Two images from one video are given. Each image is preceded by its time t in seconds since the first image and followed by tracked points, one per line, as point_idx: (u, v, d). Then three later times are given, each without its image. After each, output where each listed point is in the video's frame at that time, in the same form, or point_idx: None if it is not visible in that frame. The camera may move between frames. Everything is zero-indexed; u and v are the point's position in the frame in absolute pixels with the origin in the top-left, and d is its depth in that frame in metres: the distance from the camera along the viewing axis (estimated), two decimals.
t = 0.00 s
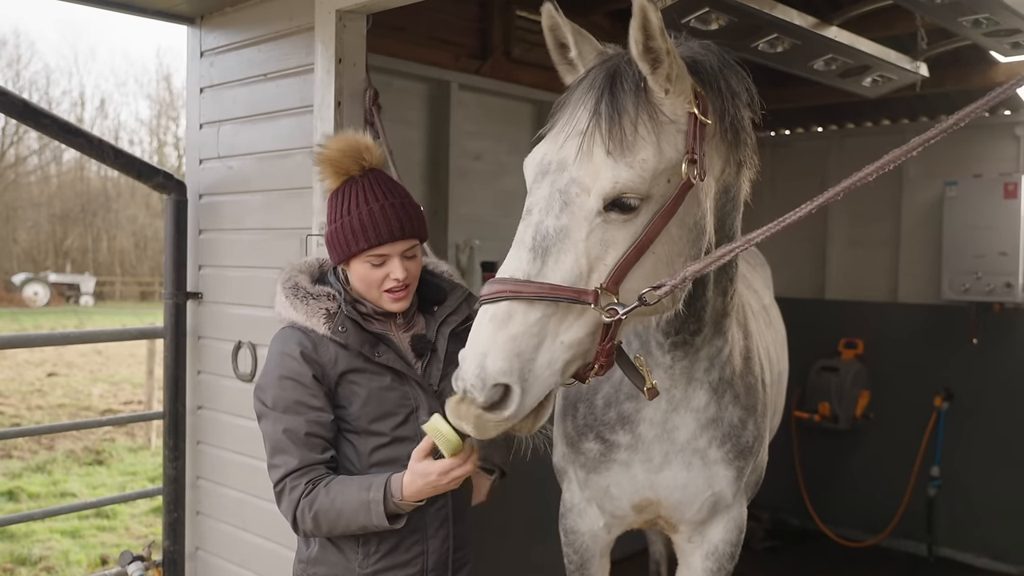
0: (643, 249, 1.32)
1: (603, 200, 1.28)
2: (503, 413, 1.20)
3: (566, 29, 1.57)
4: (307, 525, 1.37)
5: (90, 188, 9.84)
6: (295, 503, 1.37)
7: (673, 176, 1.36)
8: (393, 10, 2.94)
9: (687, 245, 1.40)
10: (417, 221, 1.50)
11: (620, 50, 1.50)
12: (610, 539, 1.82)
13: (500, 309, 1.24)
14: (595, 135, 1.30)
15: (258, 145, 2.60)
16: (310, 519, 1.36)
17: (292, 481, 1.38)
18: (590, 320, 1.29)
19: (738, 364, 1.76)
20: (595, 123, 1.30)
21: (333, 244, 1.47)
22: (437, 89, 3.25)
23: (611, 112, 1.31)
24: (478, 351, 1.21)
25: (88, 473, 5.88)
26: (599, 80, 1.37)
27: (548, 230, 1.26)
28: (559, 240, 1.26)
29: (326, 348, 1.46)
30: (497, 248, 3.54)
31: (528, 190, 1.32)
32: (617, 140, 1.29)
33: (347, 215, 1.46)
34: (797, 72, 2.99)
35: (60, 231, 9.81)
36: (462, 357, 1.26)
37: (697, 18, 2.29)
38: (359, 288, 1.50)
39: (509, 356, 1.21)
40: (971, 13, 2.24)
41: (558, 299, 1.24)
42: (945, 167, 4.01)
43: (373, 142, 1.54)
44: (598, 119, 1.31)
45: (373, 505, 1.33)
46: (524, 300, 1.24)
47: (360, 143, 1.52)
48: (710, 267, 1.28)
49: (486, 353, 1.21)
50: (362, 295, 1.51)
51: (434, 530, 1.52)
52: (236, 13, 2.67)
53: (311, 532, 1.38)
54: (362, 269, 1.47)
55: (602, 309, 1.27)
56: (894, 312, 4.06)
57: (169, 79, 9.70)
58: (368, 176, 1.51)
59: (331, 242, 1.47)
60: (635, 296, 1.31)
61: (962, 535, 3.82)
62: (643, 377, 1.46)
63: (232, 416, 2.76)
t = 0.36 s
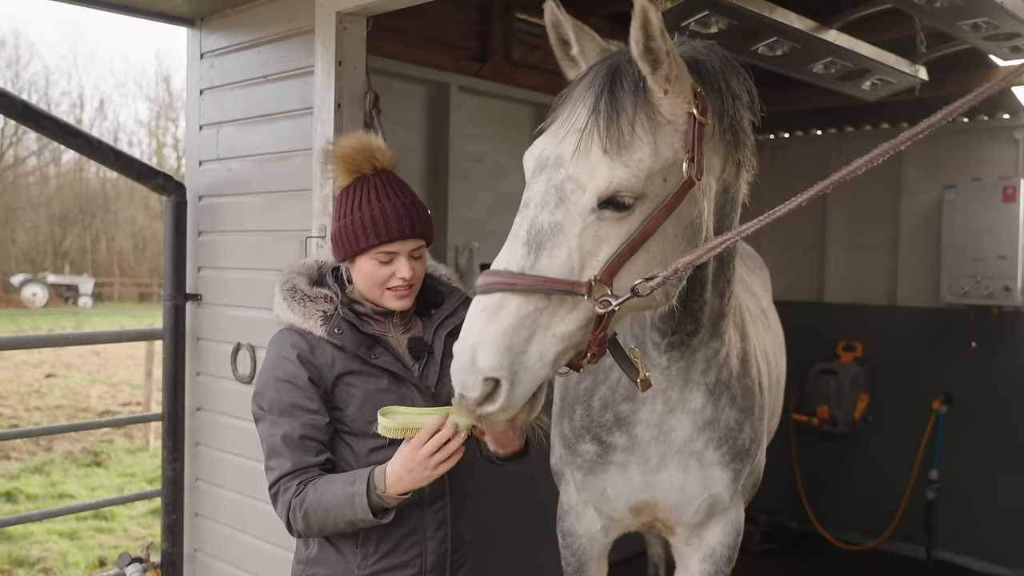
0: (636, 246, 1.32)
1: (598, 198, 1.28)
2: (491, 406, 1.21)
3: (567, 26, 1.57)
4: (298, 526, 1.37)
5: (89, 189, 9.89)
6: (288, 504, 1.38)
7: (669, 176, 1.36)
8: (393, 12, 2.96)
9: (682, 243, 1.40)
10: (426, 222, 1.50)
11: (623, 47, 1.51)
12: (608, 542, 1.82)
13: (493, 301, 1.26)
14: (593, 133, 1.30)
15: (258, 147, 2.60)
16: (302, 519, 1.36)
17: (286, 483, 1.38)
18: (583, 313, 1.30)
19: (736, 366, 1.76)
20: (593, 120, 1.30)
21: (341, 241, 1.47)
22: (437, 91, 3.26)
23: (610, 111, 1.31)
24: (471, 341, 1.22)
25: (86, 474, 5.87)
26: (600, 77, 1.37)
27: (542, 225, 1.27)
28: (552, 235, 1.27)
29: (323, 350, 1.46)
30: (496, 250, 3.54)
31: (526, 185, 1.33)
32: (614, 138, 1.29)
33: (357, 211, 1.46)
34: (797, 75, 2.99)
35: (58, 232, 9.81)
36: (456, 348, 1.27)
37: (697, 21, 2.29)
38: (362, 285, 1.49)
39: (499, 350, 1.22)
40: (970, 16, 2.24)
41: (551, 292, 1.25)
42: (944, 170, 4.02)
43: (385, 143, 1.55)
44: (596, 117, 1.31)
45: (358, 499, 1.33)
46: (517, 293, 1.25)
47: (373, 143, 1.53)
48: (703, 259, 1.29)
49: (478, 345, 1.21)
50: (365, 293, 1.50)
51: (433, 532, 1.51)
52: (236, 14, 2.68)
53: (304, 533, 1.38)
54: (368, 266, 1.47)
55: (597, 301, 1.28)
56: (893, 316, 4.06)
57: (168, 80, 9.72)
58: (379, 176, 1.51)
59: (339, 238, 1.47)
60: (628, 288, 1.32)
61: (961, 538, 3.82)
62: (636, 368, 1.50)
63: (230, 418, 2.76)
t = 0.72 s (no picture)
0: (607, 216, 1.32)
1: (563, 176, 1.30)
2: (468, 369, 1.26)
3: (540, 8, 1.55)
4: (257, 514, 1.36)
5: (86, 189, 10.01)
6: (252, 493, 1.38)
7: (636, 153, 1.35)
8: (392, 14, 3.00)
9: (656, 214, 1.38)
10: (422, 218, 1.50)
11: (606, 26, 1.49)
12: (608, 544, 1.82)
13: (472, 269, 1.30)
14: (556, 113, 1.33)
15: (257, 147, 2.60)
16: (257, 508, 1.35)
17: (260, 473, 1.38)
18: (561, 281, 1.31)
19: (742, 366, 1.75)
20: (558, 101, 1.33)
21: (338, 236, 1.48)
22: (436, 92, 3.26)
23: (573, 91, 1.33)
24: (452, 308, 1.28)
25: (83, 476, 5.87)
26: (569, 61, 1.38)
27: (514, 203, 1.31)
28: (523, 212, 1.30)
29: (316, 349, 1.46)
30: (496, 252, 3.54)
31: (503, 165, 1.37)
32: (577, 117, 1.31)
33: (355, 206, 1.46)
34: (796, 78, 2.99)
35: (56, 233, 9.81)
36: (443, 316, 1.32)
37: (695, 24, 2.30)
38: (361, 281, 1.49)
39: (475, 316, 1.26)
40: (968, 19, 2.25)
41: (527, 261, 1.28)
42: (941, 173, 4.03)
43: (383, 144, 1.56)
44: (560, 97, 1.34)
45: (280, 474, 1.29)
46: (497, 263, 1.29)
47: (370, 143, 1.54)
48: (671, 220, 1.31)
49: (458, 312, 1.27)
50: (364, 289, 1.50)
51: (427, 534, 1.47)
52: (236, 15, 2.68)
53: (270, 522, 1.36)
54: (366, 260, 1.47)
55: (571, 264, 1.29)
56: (889, 319, 4.07)
57: (166, 81, 9.73)
58: (378, 173, 1.52)
59: (337, 233, 1.48)
60: (602, 251, 1.31)
61: (958, 540, 3.82)
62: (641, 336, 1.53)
63: (229, 419, 2.76)
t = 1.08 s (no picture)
0: (609, 226, 1.32)
1: (566, 184, 1.30)
2: (459, 380, 1.26)
3: (548, 16, 1.55)
4: (289, 511, 1.32)
5: (85, 189, 9.99)
6: (279, 490, 1.33)
7: (641, 163, 1.35)
8: (391, 15, 3.00)
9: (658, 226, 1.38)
10: (403, 205, 1.49)
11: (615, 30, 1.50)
12: (608, 546, 1.82)
13: (468, 279, 1.30)
14: (563, 120, 1.32)
15: (256, 147, 2.60)
16: (291, 502, 1.31)
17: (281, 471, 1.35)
18: (558, 291, 1.31)
19: (743, 369, 1.75)
20: (566, 108, 1.33)
21: (322, 233, 1.49)
22: (435, 94, 3.26)
23: (581, 99, 1.33)
24: (444, 317, 1.27)
25: (81, 476, 5.86)
26: (579, 66, 1.39)
27: (515, 210, 1.31)
28: (524, 219, 1.30)
29: (315, 350, 1.45)
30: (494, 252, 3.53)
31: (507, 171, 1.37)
32: (583, 126, 1.31)
33: (332, 200, 1.48)
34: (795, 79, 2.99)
35: (54, 233, 9.81)
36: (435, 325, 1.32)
37: (695, 25, 2.29)
38: (346, 274, 1.48)
39: (468, 326, 1.26)
40: (968, 21, 2.25)
41: (525, 270, 1.27)
42: (941, 175, 4.03)
43: (375, 149, 1.59)
44: (569, 104, 1.33)
45: (330, 445, 1.25)
46: (493, 270, 1.29)
47: (352, 148, 1.56)
48: (672, 230, 1.30)
49: (450, 321, 1.26)
50: (349, 283, 1.48)
51: (423, 536, 1.46)
52: (235, 16, 2.67)
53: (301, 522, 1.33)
54: (345, 251, 1.46)
55: (569, 275, 1.29)
56: (889, 320, 4.07)
57: (164, 81, 9.70)
58: (358, 170, 1.53)
59: (320, 230, 1.49)
60: (602, 262, 1.31)
61: (957, 542, 3.82)
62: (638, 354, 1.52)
63: (227, 420, 2.75)
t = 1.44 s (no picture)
0: (618, 224, 1.31)
1: (576, 180, 1.29)
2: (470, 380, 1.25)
3: (557, 13, 1.54)
4: (321, 480, 1.29)
5: (86, 189, 10.01)
6: (308, 465, 1.31)
7: (651, 158, 1.34)
8: (393, 13, 3.00)
9: (668, 224, 1.37)
10: (400, 206, 1.48)
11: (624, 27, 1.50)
12: (615, 547, 1.81)
13: (477, 277, 1.30)
14: (573, 116, 1.31)
15: (258, 146, 2.59)
16: (320, 469, 1.29)
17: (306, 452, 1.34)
18: (567, 290, 1.31)
19: (753, 369, 1.75)
20: (575, 104, 1.32)
21: (320, 238, 1.48)
22: (438, 92, 3.25)
23: (590, 95, 1.32)
24: (455, 316, 1.27)
25: (82, 475, 5.86)
26: (587, 62, 1.38)
27: (525, 206, 1.30)
28: (534, 216, 1.30)
29: (325, 348, 1.44)
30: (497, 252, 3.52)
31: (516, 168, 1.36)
32: (593, 122, 1.30)
33: (327, 205, 1.47)
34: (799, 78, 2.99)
35: (55, 232, 9.82)
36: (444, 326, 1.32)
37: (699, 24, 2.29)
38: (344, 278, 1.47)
39: (479, 325, 1.25)
40: (973, 19, 2.24)
41: (534, 268, 1.27)
42: (944, 174, 4.02)
43: (370, 149, 1.57)
44: (578, 100, 1.32)
45: (338, 390, 1.26)
46: (502, 269, 1.28)
47: (350, 149, 1.55)
48: (683, 230, 1.29)
49: (461, 319, 1.26)
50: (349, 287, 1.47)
51: (432, 534, 1.45)
52: (237, 15, 2.67)
53: (329, 492, 1.30)
54: (343, 256, 1.45)
55: (578, 273, 1.28)
56: (892, 319, 4.06)
57: (166, 80, 9.69)
58: (352, 172, 1.52)
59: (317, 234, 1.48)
60: (610, 261, 1.30)
61: (961, 543, 3.81)
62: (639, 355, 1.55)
63: (230, 419, 2.75)
